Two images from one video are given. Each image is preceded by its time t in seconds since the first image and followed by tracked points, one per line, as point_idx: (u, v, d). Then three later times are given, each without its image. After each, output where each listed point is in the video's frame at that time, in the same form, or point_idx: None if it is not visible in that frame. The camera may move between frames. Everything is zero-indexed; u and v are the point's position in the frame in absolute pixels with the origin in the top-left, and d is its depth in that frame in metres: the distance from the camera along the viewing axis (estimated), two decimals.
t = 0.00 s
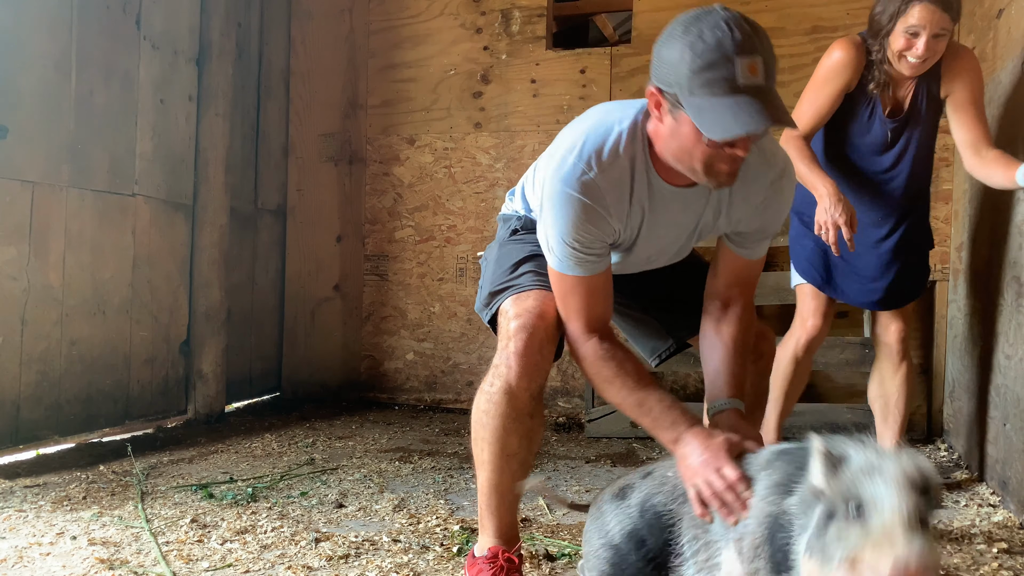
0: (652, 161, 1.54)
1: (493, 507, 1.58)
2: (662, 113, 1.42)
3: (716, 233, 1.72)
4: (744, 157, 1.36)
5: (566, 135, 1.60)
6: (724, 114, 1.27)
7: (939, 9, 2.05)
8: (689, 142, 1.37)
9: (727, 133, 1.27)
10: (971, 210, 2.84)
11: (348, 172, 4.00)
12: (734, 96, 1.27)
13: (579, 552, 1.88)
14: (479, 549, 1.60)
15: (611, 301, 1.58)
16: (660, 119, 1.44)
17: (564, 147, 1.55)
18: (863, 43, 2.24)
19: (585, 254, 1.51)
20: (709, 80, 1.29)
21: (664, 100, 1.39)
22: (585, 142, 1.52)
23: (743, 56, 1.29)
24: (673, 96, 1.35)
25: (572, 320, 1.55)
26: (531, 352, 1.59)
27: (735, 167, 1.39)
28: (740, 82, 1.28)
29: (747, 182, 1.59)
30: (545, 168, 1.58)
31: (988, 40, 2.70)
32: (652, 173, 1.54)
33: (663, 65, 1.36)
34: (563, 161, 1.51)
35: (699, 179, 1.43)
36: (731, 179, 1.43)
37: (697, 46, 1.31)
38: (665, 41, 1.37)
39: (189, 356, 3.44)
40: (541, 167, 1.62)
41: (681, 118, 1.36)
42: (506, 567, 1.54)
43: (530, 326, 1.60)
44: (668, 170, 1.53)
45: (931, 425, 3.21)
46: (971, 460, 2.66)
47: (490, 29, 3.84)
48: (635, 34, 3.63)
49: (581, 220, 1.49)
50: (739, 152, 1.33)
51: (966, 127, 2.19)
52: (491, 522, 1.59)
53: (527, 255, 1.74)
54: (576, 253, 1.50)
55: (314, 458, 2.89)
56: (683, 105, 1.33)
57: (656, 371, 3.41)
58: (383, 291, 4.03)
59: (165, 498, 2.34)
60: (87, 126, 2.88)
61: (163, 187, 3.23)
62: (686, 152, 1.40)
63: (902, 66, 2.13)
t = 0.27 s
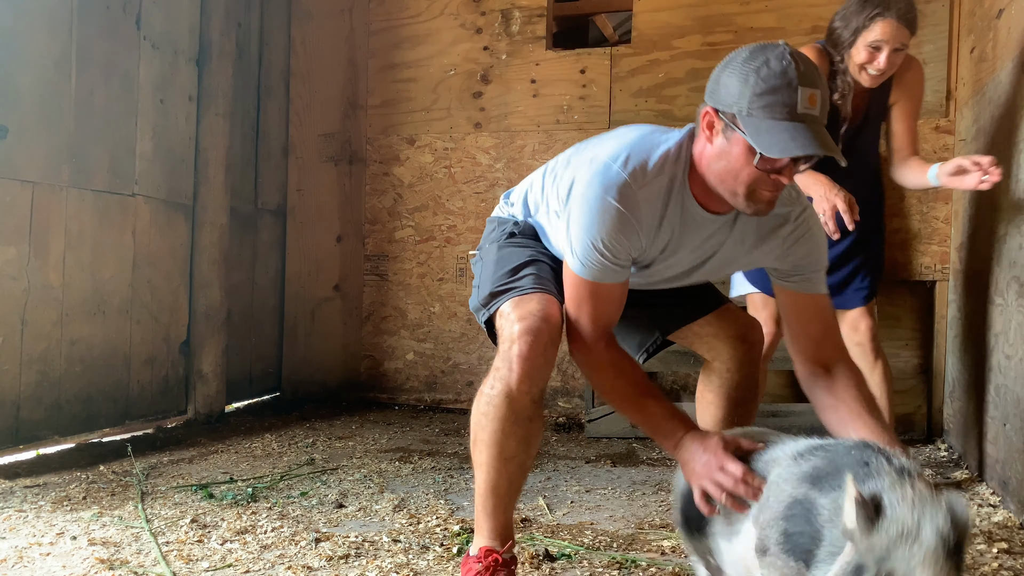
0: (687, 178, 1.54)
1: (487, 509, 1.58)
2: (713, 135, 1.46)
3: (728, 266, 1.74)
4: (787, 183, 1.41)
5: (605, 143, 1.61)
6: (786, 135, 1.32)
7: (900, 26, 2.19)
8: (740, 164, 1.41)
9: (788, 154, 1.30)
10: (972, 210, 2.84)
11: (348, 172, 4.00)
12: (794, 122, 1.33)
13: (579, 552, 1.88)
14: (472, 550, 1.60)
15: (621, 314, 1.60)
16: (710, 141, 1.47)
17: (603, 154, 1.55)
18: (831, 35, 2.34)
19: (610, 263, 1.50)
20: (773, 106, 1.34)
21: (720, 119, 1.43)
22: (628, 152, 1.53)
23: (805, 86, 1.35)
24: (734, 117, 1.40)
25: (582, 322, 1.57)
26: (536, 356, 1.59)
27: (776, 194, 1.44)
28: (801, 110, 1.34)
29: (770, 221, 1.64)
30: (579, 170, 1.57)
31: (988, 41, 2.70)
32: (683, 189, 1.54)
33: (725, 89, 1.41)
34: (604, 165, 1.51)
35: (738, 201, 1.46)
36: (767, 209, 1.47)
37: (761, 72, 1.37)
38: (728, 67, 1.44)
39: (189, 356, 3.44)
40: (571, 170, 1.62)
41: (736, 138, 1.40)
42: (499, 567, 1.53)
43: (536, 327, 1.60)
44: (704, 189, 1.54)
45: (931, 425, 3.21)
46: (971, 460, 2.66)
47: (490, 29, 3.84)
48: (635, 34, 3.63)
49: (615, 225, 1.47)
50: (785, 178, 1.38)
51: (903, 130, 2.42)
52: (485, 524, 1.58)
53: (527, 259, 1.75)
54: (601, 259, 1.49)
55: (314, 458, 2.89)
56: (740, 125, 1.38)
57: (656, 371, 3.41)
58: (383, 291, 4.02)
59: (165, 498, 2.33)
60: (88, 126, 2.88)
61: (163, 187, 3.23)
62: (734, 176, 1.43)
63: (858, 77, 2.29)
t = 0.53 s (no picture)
0: (691, 191, 1.56)
1: (495, 510, 1.57)
2: (716, 141, 1.46)
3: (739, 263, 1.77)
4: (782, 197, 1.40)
5: (606, 158, 1.61)
6: (780, 154, 1.31)
7: (873, 29, 2.19)
8: (738, 177, 1.41)
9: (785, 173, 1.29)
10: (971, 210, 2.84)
11: (348, 172, 4.00)
12: (791, 141, 1.32)
13: (579, 552, 1.88)
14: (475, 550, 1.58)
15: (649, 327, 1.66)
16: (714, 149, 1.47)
17: (607, 171, 1.55)
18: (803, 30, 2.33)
19: (626, 279, 1.55)
20: (775, 121, 1.33)
21: (723, 127, 1.43)
22: (629, 170, 1.52)
23: (807, 106, 1.34)
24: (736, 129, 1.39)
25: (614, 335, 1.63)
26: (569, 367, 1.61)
27: (768, 207, 1.44)
28: (799, 129, 1.33)
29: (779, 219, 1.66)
30: (583, 192, 1.58)
31: (988, 40, 2.70)
32: (689, 201, 1.56)
33: (731, 99, 1.41)
34: (607, 187, 1.52)
35: (735, 210, 1.47)
36: (760, 219, 1.48)
37: (768, 87, 1.36)
38: (737, 78, 1.43)
39: (189, 356, 3.44)
40: (577, 187, 1.63)
41: (736, 150, 1.40)
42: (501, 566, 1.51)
43: (570, 336, 1.61)
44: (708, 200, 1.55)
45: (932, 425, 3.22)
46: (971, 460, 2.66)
47: (490, 29, 3.84)
48: (635, 34, 3.63)
49: (624, 246, 1.51)
50: (779, 192, 1.38)
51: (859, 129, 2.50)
52: (492, 523, 1.57)
53: (547, 268, 1.76)
54: (617, 278, 1.54)
55: (314, 458, 2.89)
56: (740, 136, 1.38)
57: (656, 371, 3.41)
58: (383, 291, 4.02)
59: (165, 498, 2.33)
60: (88, 126, 2.88)
61: (163, 187, 3.23)
62: (734, 187, 1.43)
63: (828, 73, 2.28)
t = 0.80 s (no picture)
0: (657, 182, 1.55)
1: (491, 511, 1.58)
2: (671, 129, 1.46)
3: (717, 250, 1.77)
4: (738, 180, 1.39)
5: (574, 153, 1.62)
6: (727, 138, 1.32)
7: (866, 22, 2.19)
8: (692, 163, 1.41)
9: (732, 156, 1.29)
10: (971, 210, 2.84)
11: (348, 172, 4.00)
12: (738, 123, 1.32)
13: (579, 552, 1.88)
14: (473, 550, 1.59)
15: (620, 318, 1.61)
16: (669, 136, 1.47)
17: (575, 166, 1.56)
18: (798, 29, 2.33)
19: (593, 271, 1.55)
20: (718, 102, 1.34)
21: (675, 114, 1.44)
22: (593, 164, 1.53)
23: (751, 86, 1.33)
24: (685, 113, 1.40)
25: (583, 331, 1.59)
26: (541, 368, 1.57)
27: (729, 191, 1.43)
28: (745, 110, 1.32)
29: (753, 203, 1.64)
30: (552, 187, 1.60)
31: (987, 40, 2.70)
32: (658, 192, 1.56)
33: (682, 84, 1.42)
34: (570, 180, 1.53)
35: (694, 196, 1.46)
36: (721, 205, 1.47)
37: (711, 69, 1.37)
38: (687, 62, 1.43)
39: (189, 356, 3.44)
40: (549, 183, 1.64)
41: (688, 136, 1.41)
42: (501, 567, 1.52)
43: (555, 332, 1.59)
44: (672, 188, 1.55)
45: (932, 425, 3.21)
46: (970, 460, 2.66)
47: (490, 29, 3.84)
48: (635, 34, 3.63)
49: (587, 238, 1.52)
50: (735, 176, 1.37)
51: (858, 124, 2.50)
52: (488, 523, 1.58)
53: (536, 265, 1.76)
54: (584, 271, 1.54)
55: (314, 458, 2.89)
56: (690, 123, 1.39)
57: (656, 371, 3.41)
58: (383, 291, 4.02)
59: (165, 498, 2.34)
60: (87, 126, 2.88)
61: (163, 187, 3.23)
62: (687, 172, 1.43)
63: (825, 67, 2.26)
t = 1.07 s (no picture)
0: (653, 177, 1.55)
1: (490, 514, 1.59)
2: (668, 128, 1.45)
3: (708, 246, 1.77)
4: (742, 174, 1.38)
5: (564, 150, 1.61)
6: (733, 133, 1.31)
7: (866, 22, 2.20)
8: (694, 160, 1.40)
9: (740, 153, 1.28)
10: (971, 210, 2.84)
11: (348, 172, 4.00)
12: (740, 117, 1.32)
13: (579, 552, 1.88)
14: (474, 551, 1.61)
15: (613, 314, 1.59)
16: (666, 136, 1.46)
17: (565, 161, 1.55)
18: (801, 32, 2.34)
19: (587, 268, 1.53)
20: (719, 99, 1.33)
21: (672, 113, 1.43)
22: (585, 159, 1.52)
23: (752, 78, 1.33)
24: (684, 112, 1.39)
25: (574, 329, 1.56)
26: (533, 368, 1.56)
27: (731, 185, 1.42)
28: (748, 102, 1.32)
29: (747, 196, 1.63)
30: (544, 183, 1.58)
31: (988, 40, 2.70)
32: (651, 185, 1.55)
33: (676, 82, 1.41)
34: (563, 176, 1.52)
35: (696, 192, 1.45)
36: (724, 201, 1.46)
37: (709, 64, 1.36)
38: (678, 59, 1.43)
39: (189, 356, 3.44)
40: (538, 180, 1.63)
41: (687, 134, 1.40)
42: (503, 567, 1.55)
43: (545, 333, 1.57)
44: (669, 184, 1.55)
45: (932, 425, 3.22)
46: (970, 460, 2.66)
47: (490, 29, 3.84)
48: (635, 34, 3.63)
49: (581, 235, 1.50)
50: (739, 171, 1.37)
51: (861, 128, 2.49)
52: (487, 525, 1.60)
53: (524, 264, 1.75)
54: (578, 269, 1.52)
55: (314, 458, 2.89)
56: (690, 120, 1.37)
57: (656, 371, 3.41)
58: (383, 291, 4.02)
59: (165, 498, 2.33)
60: (87, 126, 2.88)
61: (163, 187, 3.23)
62: (691, 170, 1.42)
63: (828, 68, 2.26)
